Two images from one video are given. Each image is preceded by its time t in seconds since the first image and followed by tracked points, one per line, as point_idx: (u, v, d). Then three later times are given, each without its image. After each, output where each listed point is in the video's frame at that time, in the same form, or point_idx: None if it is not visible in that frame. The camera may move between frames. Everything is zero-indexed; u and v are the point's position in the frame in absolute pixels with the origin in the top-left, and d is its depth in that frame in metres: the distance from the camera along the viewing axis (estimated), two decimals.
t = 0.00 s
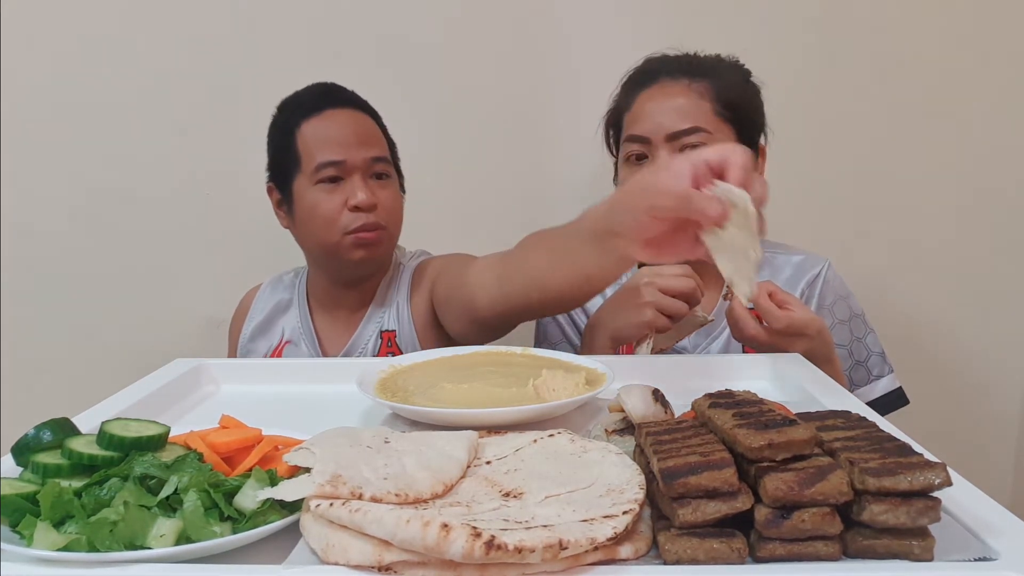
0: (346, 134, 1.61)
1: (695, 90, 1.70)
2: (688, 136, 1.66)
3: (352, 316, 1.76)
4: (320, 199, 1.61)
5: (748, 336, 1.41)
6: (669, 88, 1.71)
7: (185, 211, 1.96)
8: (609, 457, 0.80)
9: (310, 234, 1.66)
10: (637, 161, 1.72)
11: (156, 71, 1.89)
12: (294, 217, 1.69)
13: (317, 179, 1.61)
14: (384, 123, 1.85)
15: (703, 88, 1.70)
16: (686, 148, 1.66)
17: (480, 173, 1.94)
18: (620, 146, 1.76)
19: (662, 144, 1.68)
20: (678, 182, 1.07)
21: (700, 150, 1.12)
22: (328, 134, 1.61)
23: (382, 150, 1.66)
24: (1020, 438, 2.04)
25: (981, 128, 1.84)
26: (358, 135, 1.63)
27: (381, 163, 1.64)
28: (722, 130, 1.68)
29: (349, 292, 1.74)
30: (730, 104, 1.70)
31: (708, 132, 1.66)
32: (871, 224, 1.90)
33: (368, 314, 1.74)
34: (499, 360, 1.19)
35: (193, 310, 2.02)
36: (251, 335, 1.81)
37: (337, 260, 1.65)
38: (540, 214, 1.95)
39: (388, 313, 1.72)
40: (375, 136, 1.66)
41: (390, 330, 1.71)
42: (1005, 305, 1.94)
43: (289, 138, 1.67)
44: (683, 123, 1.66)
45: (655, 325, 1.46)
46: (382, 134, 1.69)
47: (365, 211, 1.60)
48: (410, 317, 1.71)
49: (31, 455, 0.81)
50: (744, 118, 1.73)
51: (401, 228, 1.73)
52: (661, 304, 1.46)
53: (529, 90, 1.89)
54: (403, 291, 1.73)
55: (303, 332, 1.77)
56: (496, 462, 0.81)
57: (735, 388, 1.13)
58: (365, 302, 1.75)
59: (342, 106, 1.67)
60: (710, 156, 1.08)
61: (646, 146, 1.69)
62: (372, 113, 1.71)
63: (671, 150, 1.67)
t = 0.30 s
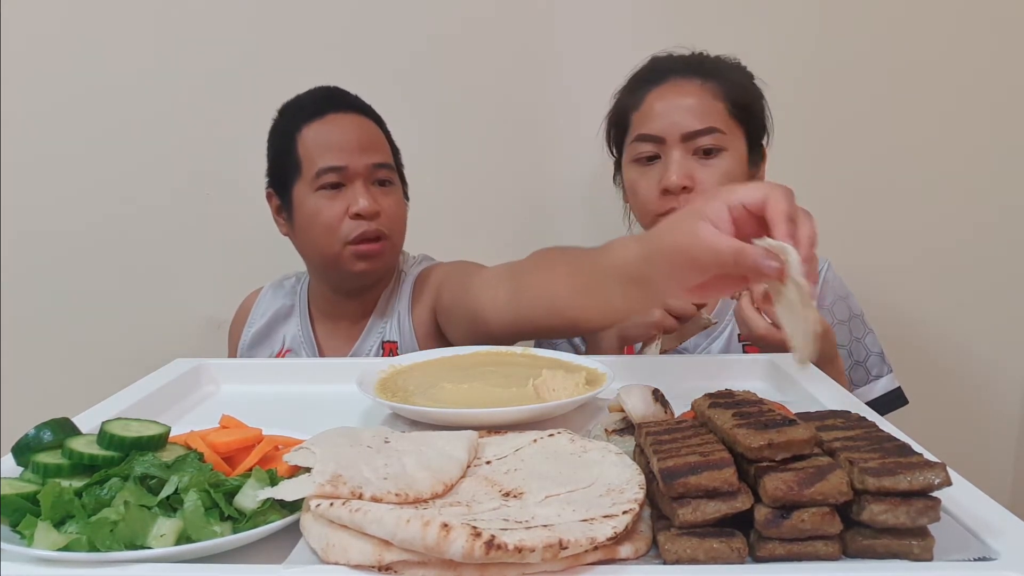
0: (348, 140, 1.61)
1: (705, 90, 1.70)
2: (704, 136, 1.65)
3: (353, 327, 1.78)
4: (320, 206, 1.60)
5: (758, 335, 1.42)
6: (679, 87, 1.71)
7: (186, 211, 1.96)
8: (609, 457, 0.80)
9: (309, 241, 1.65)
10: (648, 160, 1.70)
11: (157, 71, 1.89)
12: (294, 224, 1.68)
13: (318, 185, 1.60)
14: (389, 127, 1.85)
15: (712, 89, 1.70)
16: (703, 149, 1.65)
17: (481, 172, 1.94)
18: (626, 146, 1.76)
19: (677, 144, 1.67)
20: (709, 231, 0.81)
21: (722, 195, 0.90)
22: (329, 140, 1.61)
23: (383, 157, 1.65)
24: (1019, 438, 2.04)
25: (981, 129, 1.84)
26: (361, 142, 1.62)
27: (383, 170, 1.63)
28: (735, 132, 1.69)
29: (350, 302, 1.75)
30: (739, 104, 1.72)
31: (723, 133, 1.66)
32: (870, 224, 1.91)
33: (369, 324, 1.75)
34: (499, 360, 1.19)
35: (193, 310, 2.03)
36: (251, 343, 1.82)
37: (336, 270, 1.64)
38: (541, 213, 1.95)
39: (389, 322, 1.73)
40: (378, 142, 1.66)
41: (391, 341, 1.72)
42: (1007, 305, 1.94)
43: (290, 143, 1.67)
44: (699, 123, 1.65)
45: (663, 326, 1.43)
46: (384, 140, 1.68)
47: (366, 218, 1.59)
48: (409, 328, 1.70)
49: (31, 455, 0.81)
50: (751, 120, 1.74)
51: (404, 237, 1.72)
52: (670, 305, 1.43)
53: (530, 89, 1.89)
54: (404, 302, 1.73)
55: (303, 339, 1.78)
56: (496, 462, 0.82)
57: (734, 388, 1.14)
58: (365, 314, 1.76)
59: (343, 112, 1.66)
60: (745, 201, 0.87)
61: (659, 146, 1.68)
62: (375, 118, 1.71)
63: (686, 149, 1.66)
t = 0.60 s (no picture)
0: (345, 140, 1.61)
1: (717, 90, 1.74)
2: (716, 136, 1.68)
3: (355, 332, 1.76)
4: (319, 209, 1.59)
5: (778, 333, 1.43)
6: (690, 87, 1.74)
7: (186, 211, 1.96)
8: (609, 457, 0.80)
9: (307, 244, 1.64)
10: (659, 159, 1.73)
11: (158, 71, 1.89)
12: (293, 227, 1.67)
13: (316, 188, 1.60)
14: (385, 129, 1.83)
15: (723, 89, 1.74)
16: (714, 148, 1.68)
17: (481, 172, 1.94)
18: (636, 144, 1.78)
19: (690, 143, 1.69)
20: (765, 272, 0.85)
21: (777, 229, 0.92)
22: (326, 142, 1.61)
23: (380, 157, 1.64)
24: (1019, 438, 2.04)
25: (982, 129, 1.84)
26: (358, 142, 1.62)
27: (381, 171, 1.62)
28: (745, 133, 1.72)
29: (350, 305, 1.73)
30: (749, 104, 1.75)
31: (733, 133, 1.70)
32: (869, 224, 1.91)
33: (371, 330, 1.73)
34: (499, 360, 1.19)
35: (194, 310, 2.03)
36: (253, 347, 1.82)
37: (337, 274, 1.63)
38: (541, 213, 1.95)
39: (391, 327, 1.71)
40: (375, 142, 1.65)
41: (395, 347, 1.70)
42: (1007, 305, 1.94)
43: (287, 146, 1.67)
44: (712, 122, 1.69)
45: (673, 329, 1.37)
46: (382, 140, 1.68)
47: (364, 219, 1.58)
48: (412, 333, 1.68)
49: (31, 455, 0.81)
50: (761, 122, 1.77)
51: (405, 239, 1.70)
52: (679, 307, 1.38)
53: (530, 89, 1.89)
54: (405, 306, 1.71)
55: (302, 344, 1.77)
56: (496, 462, 0.82)
57: (735, 388, 1.13)
58: (365, 320, 1.75)
59: (337, 113, 1.66)
60: (801, 237, 0.89)
61: (670, 145, 1.70)
62: (372, 119, 1.71)
63: (697, 147, 1.69)
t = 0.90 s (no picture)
0: (340, 140, 1.61)
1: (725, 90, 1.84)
2: (722, 136, 1.80)
3: (356, 334, 1.76)
4: (319, 210, 1.59)
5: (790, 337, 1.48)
6: (699, 87, 1.84)
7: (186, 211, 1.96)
8: (609, 457, 0.80)
9: (310, 246, 1.64)
10: (664, 157, 1.85)
11: (157, 71, 1.89)
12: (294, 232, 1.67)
13: (315, 189, 1.60)
14: (378, 127, 1.90)
15: (732, 89, 1.84)
16: (719, 148, 1.80)
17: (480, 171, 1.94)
18: (641, 140, 1.89)
19: (694, 142, 1.81)
20: (784, 321, 0.85)
21: (806, 275, 0.91)
22: (322, 142, 1.61)
23: (377, 155, 1.64)
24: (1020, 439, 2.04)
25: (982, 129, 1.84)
26: (354, 142, 1.62)
27: (379, 169, 1.62)
28: (752, 134, 1.83)
29: (354, 307, 1.73)
30: (757, 104, 1.85)
31: (739, 134, 1.81)
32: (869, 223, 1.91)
33: (372, 333, 1.74)
34: (499, 359, 1.19)
35: (193, 310, 2.03)
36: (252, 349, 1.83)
37: (340, 276, 1.64)
38: (540, 212, 1.95)
39: (391, 331, 1.71)
40: (372, 141, 1.65)
41: (396, 350, 1.70)
42: (1007, 305, 1.94)
43: (283, 149, 1.67)
44: (718, 123, 1.80)
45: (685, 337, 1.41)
46: (377, 138, 1.68)
47: (366, 218, 1.58)
48: (412, 337, 1.69)
49: (31, 455, 0.81)
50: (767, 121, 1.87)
51: (407, 238, 1.70)
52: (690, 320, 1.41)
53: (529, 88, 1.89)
54: (404, 310, 1.70)
55: (304, 349, 1.78)
56: (496, 462, 0.82)
57: (735, 388, 1.13)
58: (366, 323, 1.75)
59: (330, 114, 1.66)
60: (829, 291, 0.88)
61: (676, 143, 1.82)
62: (366, 118, 1.71)
63: (702, 146, 1.81)
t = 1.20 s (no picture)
0: (339, 143, 1.61)
1: (711, 91, 1.76)
2: (692, 136, 1.73)
3: (356, 335, 1.76)
4: (319, 214, 1.59)
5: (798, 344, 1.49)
6: (688, 89, 1.77)
7: (185, 212, 1.97)
8: (609, 457, 0.80)
9: (309, 250, 1.64)
10: (647, 156, 1.82)
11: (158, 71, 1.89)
12: (295, 236, 1.66)
13: (315, 193, 1.60)
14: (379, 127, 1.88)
15: (719, 89, 1.75)
16: (688, 148, 1.73)
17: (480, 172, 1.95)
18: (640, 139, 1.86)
19: (667, 142, 1.75)
20: (777, 314, 0.86)
21: (815, 287, 0.89)
22: (319, 145, 1.61)
23: (376, 157, 1.63)
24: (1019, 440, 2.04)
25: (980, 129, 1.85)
26: (353, 144, 1.62)
27: (379, 172, 1.62)
28: (727, 133, 1.74)
29: (353, 309, 1.73)
30: (755, 102, 1.76)
31: (711, 133, 1.73)
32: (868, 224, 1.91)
33: (374, 336, 1.73)
34: (499, 359, 1.19)
35: (193, 310, 2.03)
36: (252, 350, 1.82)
37: (342, 279, 1.63)
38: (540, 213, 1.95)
39: (393, 335, 1.71)
40: (372, 143, 1.65)
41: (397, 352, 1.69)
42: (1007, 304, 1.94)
43: (282, 153, 1.67)
44: (688, 122, 1.73)
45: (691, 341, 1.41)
46: (377, 141, 1.68)
47: (367, 221, 1.58)
48: (415, 341, 1.68)
49: (31, 455, 0.81)
50: (761, 121, 1.77)
51: (408, 240, 1.69)
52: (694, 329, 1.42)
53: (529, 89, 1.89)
54: (407, 313, 1.69)
55: (302, 350, 1.78)
56: (496, 462, 0.82)
57: (734, 388, 1.13)
58: (368, 325, 1.75)
59: (327, 117, 1.66)
60: (831, 311, 0.86)
61: (655, 142, 1.78)
62: (364, 120, 1.71)
63: (675, 147, 1.75)
